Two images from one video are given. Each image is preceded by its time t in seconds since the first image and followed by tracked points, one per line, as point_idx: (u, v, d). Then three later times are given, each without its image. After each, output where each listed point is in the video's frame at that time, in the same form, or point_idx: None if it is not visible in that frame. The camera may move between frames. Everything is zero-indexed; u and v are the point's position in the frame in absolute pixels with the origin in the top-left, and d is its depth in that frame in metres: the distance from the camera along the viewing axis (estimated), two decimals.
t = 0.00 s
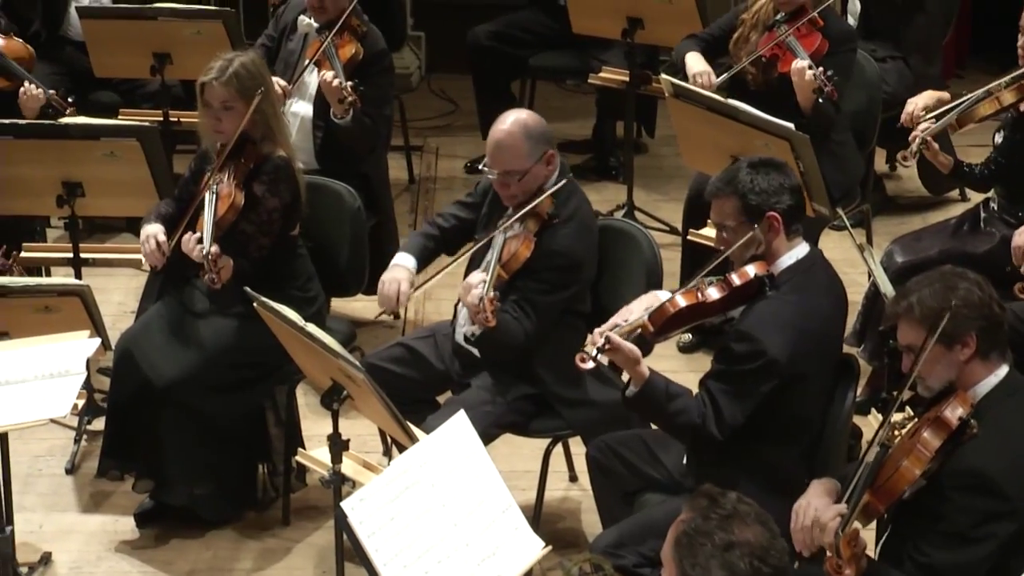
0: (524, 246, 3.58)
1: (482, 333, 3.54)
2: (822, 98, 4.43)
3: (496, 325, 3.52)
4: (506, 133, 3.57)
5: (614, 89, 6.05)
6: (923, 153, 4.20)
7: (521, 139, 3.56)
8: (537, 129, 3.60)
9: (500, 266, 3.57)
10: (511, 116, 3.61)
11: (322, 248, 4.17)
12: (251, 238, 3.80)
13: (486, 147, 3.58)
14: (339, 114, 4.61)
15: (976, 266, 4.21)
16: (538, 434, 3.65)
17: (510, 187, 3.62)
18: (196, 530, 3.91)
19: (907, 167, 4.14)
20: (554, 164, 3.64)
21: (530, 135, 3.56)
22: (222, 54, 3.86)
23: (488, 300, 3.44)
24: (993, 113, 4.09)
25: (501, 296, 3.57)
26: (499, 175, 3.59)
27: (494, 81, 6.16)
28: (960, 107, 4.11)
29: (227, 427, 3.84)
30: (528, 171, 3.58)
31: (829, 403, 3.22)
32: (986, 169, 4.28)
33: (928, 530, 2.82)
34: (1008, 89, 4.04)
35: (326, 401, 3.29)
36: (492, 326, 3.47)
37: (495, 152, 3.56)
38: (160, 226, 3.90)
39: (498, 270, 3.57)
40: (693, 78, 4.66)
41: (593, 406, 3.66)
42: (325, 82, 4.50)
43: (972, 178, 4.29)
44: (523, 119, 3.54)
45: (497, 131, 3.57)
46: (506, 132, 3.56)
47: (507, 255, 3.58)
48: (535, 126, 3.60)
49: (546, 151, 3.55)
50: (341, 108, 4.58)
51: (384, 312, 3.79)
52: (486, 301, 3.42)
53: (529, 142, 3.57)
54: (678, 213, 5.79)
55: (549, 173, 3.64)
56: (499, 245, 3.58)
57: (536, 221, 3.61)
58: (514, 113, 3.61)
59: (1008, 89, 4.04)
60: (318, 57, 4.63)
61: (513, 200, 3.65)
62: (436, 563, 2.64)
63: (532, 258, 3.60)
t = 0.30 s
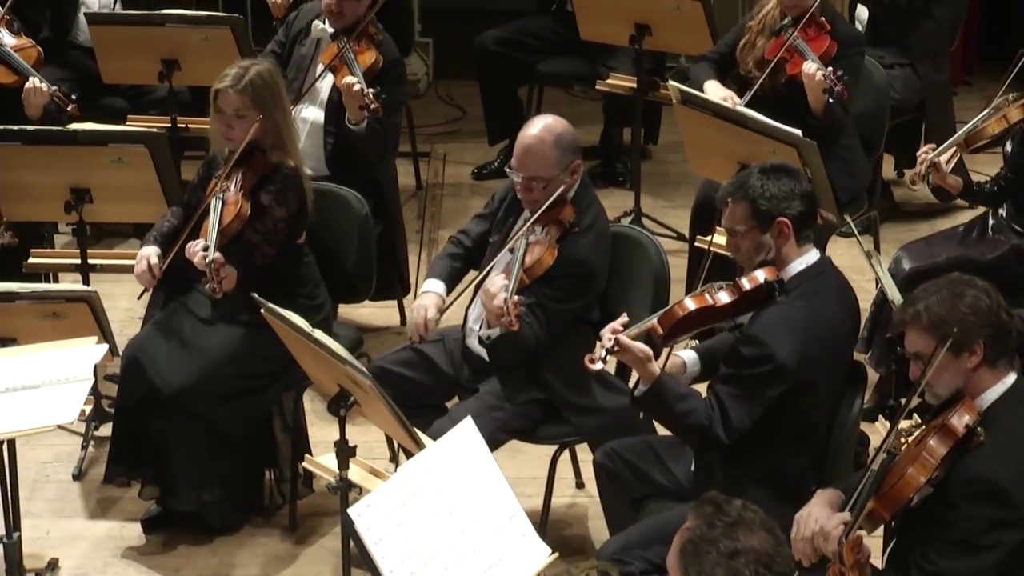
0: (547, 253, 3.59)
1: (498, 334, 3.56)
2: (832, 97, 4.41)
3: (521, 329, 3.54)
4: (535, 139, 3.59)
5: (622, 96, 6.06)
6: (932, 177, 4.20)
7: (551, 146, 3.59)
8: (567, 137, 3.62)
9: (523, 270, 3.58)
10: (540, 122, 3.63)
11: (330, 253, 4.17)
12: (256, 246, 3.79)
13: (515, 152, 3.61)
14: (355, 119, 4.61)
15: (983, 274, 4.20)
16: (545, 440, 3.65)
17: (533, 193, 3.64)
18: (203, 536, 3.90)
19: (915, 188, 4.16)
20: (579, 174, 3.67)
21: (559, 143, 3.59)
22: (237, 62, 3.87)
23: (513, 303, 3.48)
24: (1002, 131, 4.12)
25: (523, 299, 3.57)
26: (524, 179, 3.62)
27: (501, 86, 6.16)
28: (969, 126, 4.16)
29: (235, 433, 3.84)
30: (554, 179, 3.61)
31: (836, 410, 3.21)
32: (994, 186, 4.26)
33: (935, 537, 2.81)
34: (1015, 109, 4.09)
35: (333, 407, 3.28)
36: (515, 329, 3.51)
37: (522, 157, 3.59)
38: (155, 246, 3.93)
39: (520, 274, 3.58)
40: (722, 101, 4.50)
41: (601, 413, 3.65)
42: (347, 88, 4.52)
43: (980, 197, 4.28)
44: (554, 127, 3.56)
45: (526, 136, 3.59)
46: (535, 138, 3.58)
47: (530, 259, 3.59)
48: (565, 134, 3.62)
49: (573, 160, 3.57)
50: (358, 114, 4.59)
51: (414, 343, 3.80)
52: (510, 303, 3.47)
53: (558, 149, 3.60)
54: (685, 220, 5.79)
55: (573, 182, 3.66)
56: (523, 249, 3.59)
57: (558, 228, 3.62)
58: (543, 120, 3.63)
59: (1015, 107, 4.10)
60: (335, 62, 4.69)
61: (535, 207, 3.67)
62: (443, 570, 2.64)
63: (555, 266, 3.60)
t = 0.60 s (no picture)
0: (558, 265, 3.58)
1: (510, 344, 3.55)
2: (838, 102, 4.43)
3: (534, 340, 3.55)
4: (543, 151, 3.62)
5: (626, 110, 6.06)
6: (950, 202, 4.20)
7: (558, 158, 3.61)
8: (574, 150, 3.65)
9: (534, 283, 3.58)
10: (547, 136, 3.67)
11: (334, 267, 4.18)
12: (258, 258, 3.77)
13: (523, 164, 3.62)
14: (368, 133, 4.63)
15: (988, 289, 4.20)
16: (550, 455, 3.65)
17: (540, 206, 3.64)
18: (207, 551, 3.89)
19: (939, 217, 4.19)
20: (585, 188, 3.68)
21: (567, 155, 3.62)
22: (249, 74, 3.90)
23: (526, 315, 3.50)
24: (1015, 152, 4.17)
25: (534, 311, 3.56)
26: (531, 192, 3.62)
27: (506, 100, 6.16)
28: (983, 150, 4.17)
29: (240, 447, 3.85)
30: (562, 191, 3.62)
31: (840, 423, 3.19)
32: (1005, 209, 4.24)
33: (944, 553, 2.81)
34: None
35: (338, 421, 3.27)
36: (529, 340, 3.53)
37: (530, 169, 3.61)
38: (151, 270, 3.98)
39: (532, 287, 3.57)
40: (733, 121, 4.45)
41: (606, 428, 3.65)
42: (363, 103, 4.55)
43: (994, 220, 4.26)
44: (561, 139, 3.59)
45: (535, 149, 3.62)
46: (543, 150, 3.61)
47: (540, 271, 3.59)
48: (572, 147, 3.65)
49: (582, 172, 3.60)
50: (372, 129, 4.62)
51: (455, 326, 3.77)
52: (524, 314, 3.49)
53: (566, 162, 3.62)
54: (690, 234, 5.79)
55: (579, 196, 3.66)
56: (533, 261, 3.59)
57: (566, 240, 3.61)
58: (550, 134, 3.66)
59: None
60: (348, 76, 4.72)
61: (542, 220, 3.67)
62: None
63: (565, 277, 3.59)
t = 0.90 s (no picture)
0: (547, 274, 3.59)
1: (502, 359, 3.53)
2: (836, 117, 4.42)
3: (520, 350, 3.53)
4: (528, 165, 3.58)
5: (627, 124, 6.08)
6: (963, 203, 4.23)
7: (543, 172, 3.58)
8: (559, 161, 3.62)
9: (523, 293, 3.58)
10: (532, 148, 3.63)
11: (336, 281, 4.18)
12: (260, 266, 3.77)
13: (509, 179, 3.59)
14: (374, 149, 4.64)
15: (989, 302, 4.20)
16: (551, 469, 3.65)
17: (530, 220, 3.63)
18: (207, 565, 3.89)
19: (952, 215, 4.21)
20: (574, 198, 3.66)
21: (553, 168, 3.59)
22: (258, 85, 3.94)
23: (513, 324, 3.49)
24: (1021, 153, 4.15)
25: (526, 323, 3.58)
26: (520, 207, 3.60)
27: (506, 115, 6.17)
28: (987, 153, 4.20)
29: (239, 463, 3.85)
30: (550, 205, 3.60)
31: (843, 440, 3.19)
32: (1016, 214, 4.24)
33: (947, 568, 2.81)
34: None
35: (338, 435, 3.25)
36: (516, 350, 3.52)
37: (516, 185, 3.58)
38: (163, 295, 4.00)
39: (520, 297, 3.58)
40: (712, 106, 4.63)
41: (607, 442, 3.64)
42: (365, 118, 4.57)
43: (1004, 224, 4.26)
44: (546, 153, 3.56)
45: (519, 163, 3.59)
46: (527, 165, 3.58)
47: (530, 282, 3.59)
48: (556, 158, 3.62)
49: (569, 184, 3.57)
50: (377, 144, 4.62)
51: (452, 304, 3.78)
52: (511, 324, 3.47)
53: (551, 174, 3.59)
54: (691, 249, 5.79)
55: (569, 206, 3.65)
56: (522, 272, 3.60)
57: (558, 251, 3.61)
58: (534, 146, 3.63)
59: None
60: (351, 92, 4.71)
61: (533, 232, 3.66)
62: None
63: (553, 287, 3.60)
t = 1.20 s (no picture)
0: (533, 292, 3.58)
1: (487, 375, 3.54)
2: (838, 129, 4.45)
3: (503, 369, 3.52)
4: (520, 181, 3.60)
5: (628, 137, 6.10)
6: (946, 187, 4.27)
7: (535, 188, 3.59)
8: (551, 178, 3.63)
9: (509, 311, 3.57)
10: (524, 165, 3.65)
11: (337, 294, 4.18)
12: (262, 274, 3.77)
13: (502, 196, 3.61)
14: (363, 165, 4.63)
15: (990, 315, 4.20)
16: (551, 482, 3.65)
17: (523, 236, 3.64)
18: None
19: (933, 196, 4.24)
20: (567, 214, 3.66)
21: (543, 184, 3.60)
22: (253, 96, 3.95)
23: (495, 344, 3.47)
24: (1011, 150, 4.23)
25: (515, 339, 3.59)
26: (512, 224, 3.62)
27: (507, 127, 6.18)
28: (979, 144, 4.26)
29: (240, 476, 3.86)
30: (541, 221, 3.60)
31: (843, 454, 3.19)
32: (1006, 210, 4.22)
33: None
34: None
35: (339, 449, 3.25)
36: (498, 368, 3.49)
37: (507, 202, 3.60)
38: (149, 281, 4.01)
39: (506, 315, 3.56)
40: (706, 124, 4.63)
41: (607, 455, 3.64)
42: (349, 135, 4.57)
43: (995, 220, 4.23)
44: (536, 169, 3.58)
45: (510, 180, 3.61)
46: (518, 181, 3.60)
47: (516, 300, 3.58)
48: (548, 175, 3.63)
49: (560, 200, 3.58)
50: (364, 160, 4.61)
51: (428, 322, 3.78)
52: (492, 343, 3.46)
53: (542, 191, 3.60)
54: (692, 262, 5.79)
55: (562, 223, 3.65)
56: (509, 290, 3.58)
57: (548, 268, 3.62)
58: (528, 164, 3.66)
59: None
60: (339, 106, 4.72)
61: (525, 249, 3.67)
62: None
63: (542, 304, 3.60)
